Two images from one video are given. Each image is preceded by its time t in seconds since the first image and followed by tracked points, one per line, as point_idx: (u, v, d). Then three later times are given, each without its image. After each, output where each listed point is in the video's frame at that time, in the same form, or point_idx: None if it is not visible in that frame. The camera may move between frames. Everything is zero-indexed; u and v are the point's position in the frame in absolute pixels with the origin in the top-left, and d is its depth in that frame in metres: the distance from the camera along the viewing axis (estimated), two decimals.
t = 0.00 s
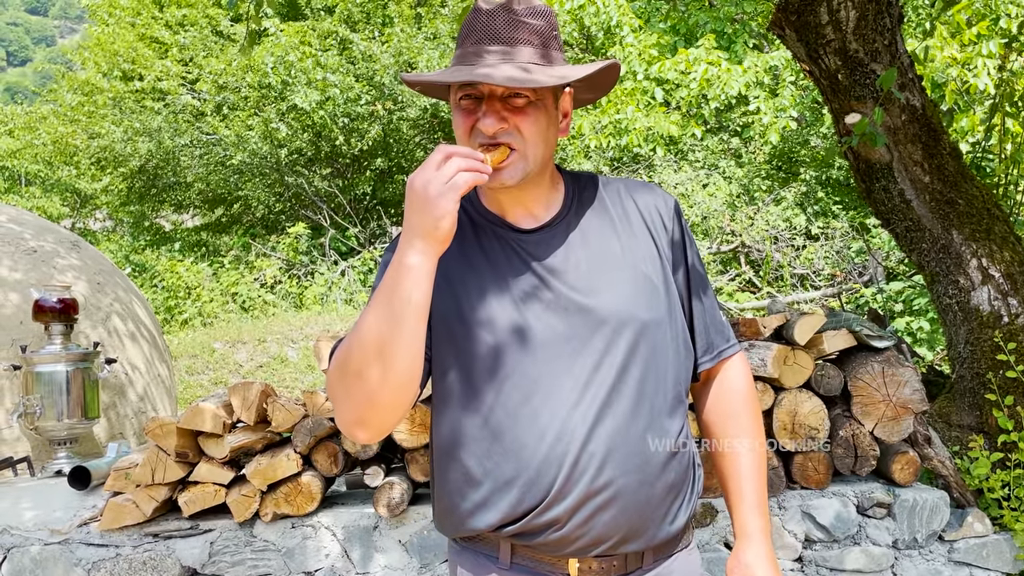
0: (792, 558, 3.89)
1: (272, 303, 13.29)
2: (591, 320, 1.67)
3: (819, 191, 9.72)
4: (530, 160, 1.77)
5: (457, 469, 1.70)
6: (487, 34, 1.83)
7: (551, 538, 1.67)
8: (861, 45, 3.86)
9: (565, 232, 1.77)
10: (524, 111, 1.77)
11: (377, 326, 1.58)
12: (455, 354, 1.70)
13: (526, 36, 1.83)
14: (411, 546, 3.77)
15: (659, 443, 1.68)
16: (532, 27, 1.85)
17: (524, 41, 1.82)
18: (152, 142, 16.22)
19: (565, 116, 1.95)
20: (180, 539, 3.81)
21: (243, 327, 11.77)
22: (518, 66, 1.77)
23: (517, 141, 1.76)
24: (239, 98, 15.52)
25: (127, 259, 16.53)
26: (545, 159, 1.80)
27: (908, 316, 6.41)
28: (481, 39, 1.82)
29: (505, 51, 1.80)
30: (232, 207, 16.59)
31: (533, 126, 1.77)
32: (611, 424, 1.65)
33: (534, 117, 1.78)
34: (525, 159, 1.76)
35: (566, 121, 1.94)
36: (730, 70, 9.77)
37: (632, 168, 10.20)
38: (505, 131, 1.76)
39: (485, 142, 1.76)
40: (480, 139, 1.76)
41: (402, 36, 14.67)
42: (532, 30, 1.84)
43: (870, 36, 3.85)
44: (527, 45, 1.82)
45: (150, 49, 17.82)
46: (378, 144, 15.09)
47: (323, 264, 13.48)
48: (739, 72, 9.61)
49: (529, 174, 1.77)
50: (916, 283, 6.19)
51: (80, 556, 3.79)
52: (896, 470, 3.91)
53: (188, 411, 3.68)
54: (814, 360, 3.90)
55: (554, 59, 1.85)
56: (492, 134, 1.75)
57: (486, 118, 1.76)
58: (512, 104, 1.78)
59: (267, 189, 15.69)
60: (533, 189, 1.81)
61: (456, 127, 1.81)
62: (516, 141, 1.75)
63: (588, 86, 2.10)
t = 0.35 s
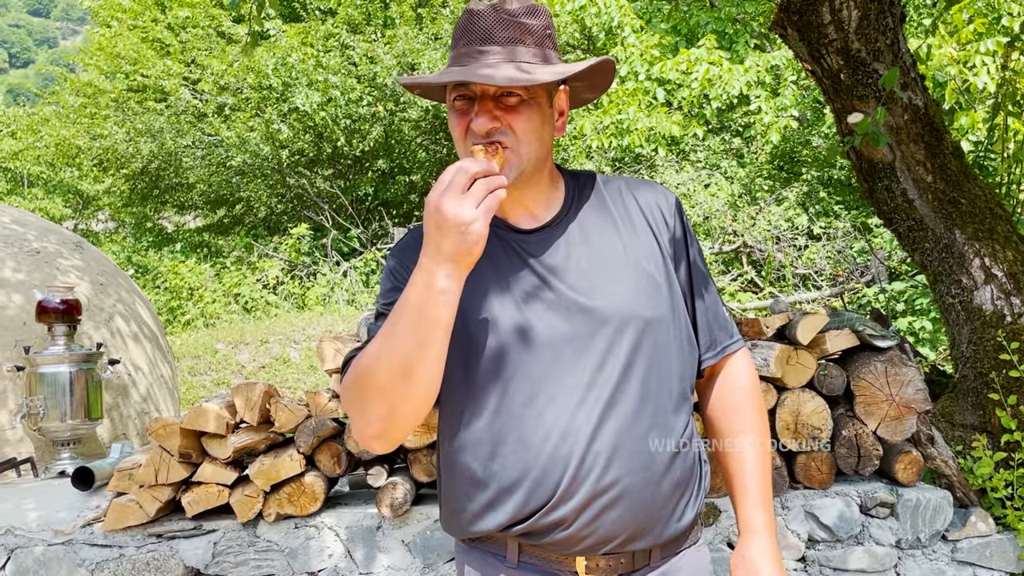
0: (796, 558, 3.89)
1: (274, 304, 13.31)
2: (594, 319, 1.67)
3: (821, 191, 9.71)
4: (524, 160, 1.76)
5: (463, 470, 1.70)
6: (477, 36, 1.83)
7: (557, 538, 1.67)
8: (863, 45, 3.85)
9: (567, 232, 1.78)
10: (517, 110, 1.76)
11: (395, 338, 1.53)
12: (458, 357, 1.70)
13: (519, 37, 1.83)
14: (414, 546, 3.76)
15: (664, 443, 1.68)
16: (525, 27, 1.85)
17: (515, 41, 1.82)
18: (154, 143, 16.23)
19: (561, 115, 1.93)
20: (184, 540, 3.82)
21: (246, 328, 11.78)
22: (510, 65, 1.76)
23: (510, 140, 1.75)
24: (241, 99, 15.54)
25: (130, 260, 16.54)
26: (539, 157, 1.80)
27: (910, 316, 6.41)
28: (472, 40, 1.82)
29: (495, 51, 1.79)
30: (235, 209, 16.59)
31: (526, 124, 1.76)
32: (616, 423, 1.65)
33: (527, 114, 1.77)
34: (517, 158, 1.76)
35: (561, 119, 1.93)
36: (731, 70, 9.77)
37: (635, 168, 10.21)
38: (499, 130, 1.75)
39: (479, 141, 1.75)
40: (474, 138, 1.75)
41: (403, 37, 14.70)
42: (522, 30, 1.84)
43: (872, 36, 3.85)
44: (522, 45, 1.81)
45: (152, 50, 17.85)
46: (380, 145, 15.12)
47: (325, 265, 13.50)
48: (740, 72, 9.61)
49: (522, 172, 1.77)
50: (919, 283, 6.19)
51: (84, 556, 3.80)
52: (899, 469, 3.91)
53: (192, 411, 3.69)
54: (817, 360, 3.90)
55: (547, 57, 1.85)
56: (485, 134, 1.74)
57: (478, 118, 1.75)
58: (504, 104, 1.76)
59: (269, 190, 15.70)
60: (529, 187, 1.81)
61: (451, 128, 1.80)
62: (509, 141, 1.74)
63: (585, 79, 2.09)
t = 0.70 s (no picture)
0: (798, 559, 3.88)
1: (276, 305, 13.32)
2: (611, 314, 1.67)
3: (822, 191, 9.71)
4: (551, 151, 1.76)
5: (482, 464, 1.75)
6: (509, 25, 1.83)
7: (569, 534, 1.68)
8: (865, 45, 3.85)
9: (591, 227, 1.78)
10: (543, 100, 1.77)
11: (410, 391, 1.61)
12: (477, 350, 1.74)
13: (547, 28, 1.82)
14: (416, 546, 3.76)
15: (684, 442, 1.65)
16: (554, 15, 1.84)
17: (546, 32, 1.81)
18: (155, 143, 16.24)
19: (593, 109, 1.93)
20: (186, 540, 3.82)
21: (247, 329, 11.77)
22: (543, 53, 1.77)
23: (537, 129, 1.75)
24: (242, 99, 15.55)
25: (131, 261, 16.53)
26: (568, 145, 1.79)
27: (912, 316, 6.41)
28: (505, 31, 1.83)
29: (524, 41, 1.80)
30: (235, 209, 16.53)
31: (554, 111, 1.77)
32: (633, 420, 1.63)
33: (553, 104, 1.77)
34: (546, 148, 1.76)
35: (591, 111, 1.92)
36: (732, 70, 9.72)
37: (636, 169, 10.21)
38: (525, 119, 1.75)
39: (509, 134, 1.75)
40: (503, 133, 1.75)
41: (405, 37, 14.76)
42: (554, 21, 1.83)
43: (874, 36, 3.85)
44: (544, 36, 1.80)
45: (153, 50, 17.86)
46: (382, 145, 15.13)
47: (327, 266, 13.50)
48: (741, 72, 9.56)
49: (551, 161, 1.77)
50: (920, 282, 6.19)
51: (86, 557, 3.80)
52: (902, 469, 3.91)
53: (193, 412, 3.69)
54: (818, 360, 3.91)
55: (577, 48, 1.84)
56: (512, 122, 1.75)
57: (507, 106, 1.76)
58: (532, 92, 1.77)
59: (270, 190, 15.70)
60: (558, 180, 1.81)
61: (482, 116, 1.82)
62: (535, 130, 1.75)
63: (613, 72, 2.09)
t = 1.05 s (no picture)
0: (799, 559, 3.88)
1: (276, 306, 13.32)
2: (645, 309, 1.78)
3: (823, 191, 9.70)
4: (599, 139, 1.85)
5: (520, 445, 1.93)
6: (560, 12, 1.94)
7: (591, 526, 1.85)
8: (865, 45, 3.85)
9: (636, 221, 1.88)
10: (591, 90, 1.86)
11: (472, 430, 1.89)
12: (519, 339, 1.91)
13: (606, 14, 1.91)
14: (416, 547, 3.77)
15: (699, 439, 1.76)
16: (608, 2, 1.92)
17: (600, 18, 1.90)
18: (156, 143, 16.25)
19: (647, 95, 2.00)
20: (186, 541, 3.82)
21: (247, 330, 11.75)
22: (596, 37, 1.87)
23: (585, 116, 1.85)
24: (242, 100, 15.54)
25: (131, 262, 16.50)
26: (616, 135, 1.87)
27: (912, 317, 6.41)
28: (557, 17, 1.94)
29: (579, 26, 1.89)
30: (236, 210, 16.50)
31: (602, 99, 1.86)
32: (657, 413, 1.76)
33: (601, 94, 1.87)
34: (594, 143, 1.85)
35: (645, 100, 1.99)
36: (733, 71, 9.66)
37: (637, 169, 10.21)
38: (574, 105, 1.85)
39: (558, 123, 1.85)
40: (552, 122, 1.86)
41: (406, 38, 14.93)
42: (608, 8, 1.92)
43: (875, 36, 3.85)
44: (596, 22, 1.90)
45: (154, 51, 17.88)
46: (382, 146, 15.12)
47: (328, 266, 13.50)
48: (741, 73, 9.52)
49: (598, 152, 1.86)
50: (921, 283, 6.20)
51: (87, 558, 3.81)
52: (903, 469, 3.90)
53: (194, 413, 3.69)
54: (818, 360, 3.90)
55: (631, 35, 1.92)
56: (562, 107, 1.85)
57: (557, 92, 1.86)
58: (582, 79, 1.88)
59: (271, 191, 15.68)
60: (609, 173, 1.89)
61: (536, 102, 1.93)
62: (582, 117, 1.84)
63: (672, 59, 2.15)
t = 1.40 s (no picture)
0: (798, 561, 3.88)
1: (276, 307, 13.31)
2: (679, 308, 1.78)
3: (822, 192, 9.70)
4: (640, 131, 1.85)
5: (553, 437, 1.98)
6: (608, 5, 1.94)
7: (615, 525, 1.85)
8: (864, 46, 3.86)
9: (678, 220, 1.88)
10: (635, 82, 1.87)
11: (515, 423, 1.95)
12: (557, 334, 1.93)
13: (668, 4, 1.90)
14: (416, 548, 3.77)
15: (701, 440, 1.76)
16: None
17: (647, 11, 1.89)
18: (156, 144, 16.27)
19: (697, 90, 1.98)
20: (186, 542, 3.82)
21: (247, 331, 11.75)
22: (644, 31, 1.86)
23: (625, 107, 1.85)
24: (243, 102, 15.46)
25: (131, 263, 16.50)
26: (658, 129, 1.87)
27: (912, 318, 6.41)
28: (603, 11, 1.94)
29: (624, 19, 1.89)
30: (235, 211, 16.49)
31: (646, 91, 1.86)
32: (686, 413, 1.77)
33: (646, 87, 1.87)
34: (633, 134, 1.85)
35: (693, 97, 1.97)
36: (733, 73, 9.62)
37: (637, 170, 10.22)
38: (615, 97, 1.86)
39: (598, 112, 1.87)
40: (593, 110, 1.87)
41: (406, 40, 14.93)
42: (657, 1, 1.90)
43: (873, 37, 3.85)
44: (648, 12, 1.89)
45: (155, 53, 17.92)
46: (382, 148, 15.13)
47: (328, 268, 13.51)
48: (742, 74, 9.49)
49: (638, 143, 1.85)
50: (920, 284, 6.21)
51: (85, 560, 3.80)
52: (902, 471, 3.91)
53: (193, 414, 3.70)
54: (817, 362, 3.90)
55: (679, 28, 1.90)
56: (603, 100, 1.86)
57: (598, 85, 1.88)
58: (625, 72, 1.88)
59: (271, 192, 15.67)
60: (651, 166, 1.90)
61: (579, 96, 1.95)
62: (623, 109, 1.85)
63: (728, 60, 2.14)
